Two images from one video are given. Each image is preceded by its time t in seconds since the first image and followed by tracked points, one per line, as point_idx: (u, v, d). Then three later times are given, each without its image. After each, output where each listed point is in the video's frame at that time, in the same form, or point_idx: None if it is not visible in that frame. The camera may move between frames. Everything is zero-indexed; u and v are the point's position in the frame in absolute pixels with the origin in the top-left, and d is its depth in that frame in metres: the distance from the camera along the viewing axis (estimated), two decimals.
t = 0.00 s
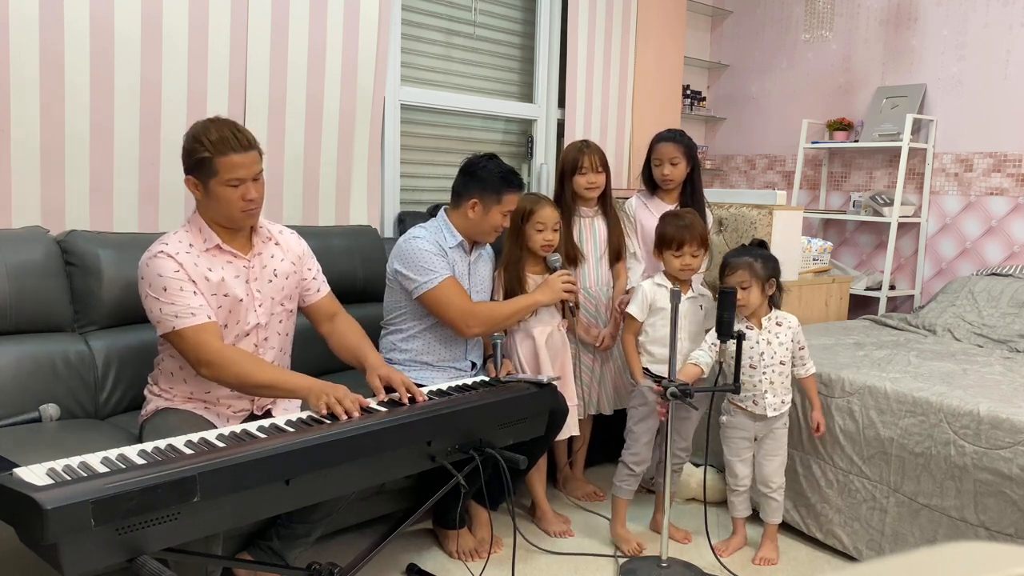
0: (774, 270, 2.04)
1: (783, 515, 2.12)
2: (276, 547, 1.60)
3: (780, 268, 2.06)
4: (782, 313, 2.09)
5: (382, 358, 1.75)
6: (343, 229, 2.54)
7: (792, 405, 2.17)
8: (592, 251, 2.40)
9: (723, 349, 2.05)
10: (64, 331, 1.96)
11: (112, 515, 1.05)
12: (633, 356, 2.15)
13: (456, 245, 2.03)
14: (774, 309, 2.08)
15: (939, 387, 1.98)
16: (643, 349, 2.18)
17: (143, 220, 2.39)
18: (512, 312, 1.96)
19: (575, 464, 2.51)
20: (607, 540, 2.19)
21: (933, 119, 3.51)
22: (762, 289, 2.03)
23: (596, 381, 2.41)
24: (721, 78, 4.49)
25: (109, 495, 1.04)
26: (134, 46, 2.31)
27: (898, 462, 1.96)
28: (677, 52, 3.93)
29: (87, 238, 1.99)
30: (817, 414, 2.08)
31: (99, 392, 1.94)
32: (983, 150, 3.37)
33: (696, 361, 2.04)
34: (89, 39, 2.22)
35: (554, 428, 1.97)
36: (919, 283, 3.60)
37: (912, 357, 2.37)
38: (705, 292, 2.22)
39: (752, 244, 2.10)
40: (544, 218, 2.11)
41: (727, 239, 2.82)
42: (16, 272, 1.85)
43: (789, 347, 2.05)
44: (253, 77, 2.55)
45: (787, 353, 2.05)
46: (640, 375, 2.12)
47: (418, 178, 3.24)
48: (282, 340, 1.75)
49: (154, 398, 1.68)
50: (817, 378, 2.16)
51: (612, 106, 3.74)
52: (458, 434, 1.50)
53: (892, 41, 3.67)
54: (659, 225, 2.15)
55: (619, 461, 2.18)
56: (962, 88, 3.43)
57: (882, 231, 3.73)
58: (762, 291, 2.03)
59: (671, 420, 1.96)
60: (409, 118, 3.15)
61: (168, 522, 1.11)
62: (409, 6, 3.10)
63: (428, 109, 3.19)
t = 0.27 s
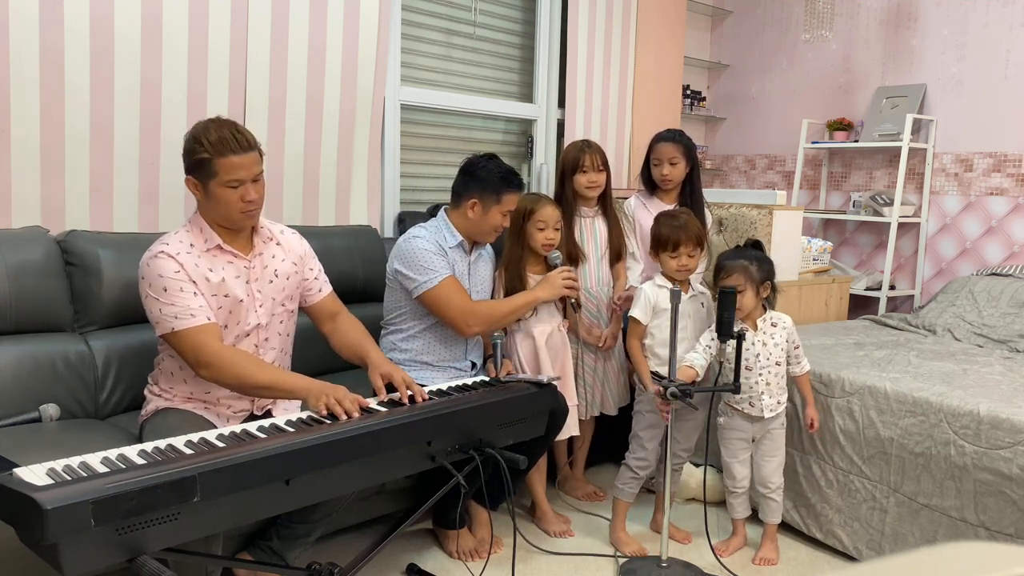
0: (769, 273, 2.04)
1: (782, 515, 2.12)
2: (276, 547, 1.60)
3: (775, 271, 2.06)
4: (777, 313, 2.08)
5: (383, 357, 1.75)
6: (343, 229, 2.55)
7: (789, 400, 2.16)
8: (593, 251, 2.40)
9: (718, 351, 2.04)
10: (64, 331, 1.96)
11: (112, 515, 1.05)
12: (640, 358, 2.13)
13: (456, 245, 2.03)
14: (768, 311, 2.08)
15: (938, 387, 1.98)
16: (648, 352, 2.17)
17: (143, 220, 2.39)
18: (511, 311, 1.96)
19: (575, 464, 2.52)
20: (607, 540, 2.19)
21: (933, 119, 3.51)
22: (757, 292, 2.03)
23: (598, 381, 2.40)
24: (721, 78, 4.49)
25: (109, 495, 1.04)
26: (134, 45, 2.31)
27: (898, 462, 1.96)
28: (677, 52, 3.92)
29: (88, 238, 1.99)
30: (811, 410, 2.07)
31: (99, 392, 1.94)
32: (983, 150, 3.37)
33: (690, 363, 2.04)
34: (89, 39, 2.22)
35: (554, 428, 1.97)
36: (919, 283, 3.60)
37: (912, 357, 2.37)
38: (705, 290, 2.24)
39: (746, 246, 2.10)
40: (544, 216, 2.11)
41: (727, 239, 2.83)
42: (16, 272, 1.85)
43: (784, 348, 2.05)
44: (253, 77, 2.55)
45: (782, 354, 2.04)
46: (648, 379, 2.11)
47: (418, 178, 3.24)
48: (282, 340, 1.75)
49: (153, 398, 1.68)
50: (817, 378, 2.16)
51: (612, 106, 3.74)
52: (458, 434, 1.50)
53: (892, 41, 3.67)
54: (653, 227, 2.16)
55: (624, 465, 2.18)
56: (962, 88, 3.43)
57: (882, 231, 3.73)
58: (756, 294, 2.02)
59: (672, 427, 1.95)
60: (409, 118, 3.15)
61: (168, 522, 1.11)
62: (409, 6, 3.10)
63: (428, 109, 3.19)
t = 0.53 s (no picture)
0: (763, 277, 2.03)
1: (782, 514, 2.12)
2: (276, 547, 1.60)
3: (768, 275, 2.04)
4: (772, 315, 2.08)
5: (382, 360, 1.75)
6: (343, 229, 2.54)
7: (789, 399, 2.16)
8: (593, 251, 2.40)
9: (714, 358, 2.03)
10: (64, 331, 1.97)
11: (112, 516, 1.05)
12: (639, 359, 2.14)
13: (456, 245, 2.03)
14: (763, 313, 2.07)
15: (939, 387, 1.98)
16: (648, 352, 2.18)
17: (143, 220, 2.39)
18: (511, 310, 1.96)
19: (575, 464, 2.52)
20: (607, 540, 2.19)
21: (933, 119, 3.51)
22: (752, 295, 2.02)
23: (600, 383, 2.40)
24: (721, 79, 4.49)
25: (109, 495, 1.04)
26: (134, 46, 2.31)
27: (898, 462, 1.96)
28: (677, 52, 3.92)
29: (88, 238, 1.99)
30: (809, 408, 2.09)
31: (98, 391, 1.94)
32: (983, 150, 3.37)
33: (687, 369, 2.02)
34: (89, 40, 2.22)
35: (555, 428, 1.97)
36: (919, 283, 3.60)
37: (912, 357, 2.37)
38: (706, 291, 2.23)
39: (739, 250, 2.10)
40: (544, 216, 2.11)
41: (727, 239, 2.83)
42: (16, 272, 1.85)
43: (780, 351, 2.05)
44: (253, 77, 2.55)
45: (778, 356, 2.04)
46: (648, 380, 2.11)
47: (418, 178, 3.24)
48: (284, 341, 1.75)
49: (154, 397, 1.68)
50: (817, 378, 2.16)
51: (612, 106, 3.74)
52: (458, 434, 1.50)
53: (892, 41, 3.67)
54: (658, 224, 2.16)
55: (630, 465, 2.18)
56: (962, 88, 3.43)
57: (882, 231, 3.73)
58: (750, 298, 2.01)
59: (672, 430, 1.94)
60: (409, 118, 3.15)
61: (169, 522, 1.11)
62: (409, 6, 3.10)
63: (428, 109, 3.19)
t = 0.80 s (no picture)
0: (755, 280, 2.01)
1: (782, 514, 2.11)
2: (276, 546, 1.60)
3: (761, 278, 2.03)
4: (767, 316, 2.07)
5: (381, 357, 1.74)
6: (343, 229, 2.54)
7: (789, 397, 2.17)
8: (593, 251, 2.40)
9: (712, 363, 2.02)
10: (64, 331, 1.96)
11: (112, 516, 1.04)
12: (635, 360, 2.14)
13: (457, 244, 2.03)
14: (759, 316, 2.06)
15: (939, 387, 1.98)
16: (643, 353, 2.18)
17: (143, 221, 2.38)
18: (512, 309, 1.96)
19: (576, 464, 2.52)
20: (607, 540, 2.20)
21: (933, 119, 3.51)
22: (746, 300, 2.00)
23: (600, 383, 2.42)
24: (721, 79, 4.49)
25: (109, 495, 1.04)
26: (133, 47, 2.30)
27: (898, 462, 1.96)
28: (676, 52, 3.92)
29: (88, 238, 1.99)
30: (811, 406, 2.08)
31: (98, 391, 1.94)
32: (983, 150, 3.37)
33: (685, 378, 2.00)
34: (89, 41, 2.22)
35: (554, 427, 1.98)
36: (919, 283, 3.60)
37: (912, 357, 2.37)
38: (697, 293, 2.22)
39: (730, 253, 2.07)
40: (544, 214, 2.12)
41: (727, 238, 2.82)
42: (16, 272, 1.85)
43: (777, 352, 2.04)
44: (253, 77, 2.55)
45: (774, 358, 2.03)
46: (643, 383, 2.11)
47: (418, 178, 3.24)
48: (284, 342, 1.75)
49: (154, 397, 1.69)
50: (817, 378, 2.16)
51: (612, 106, 3.74)
52: (458, 434, 1.50)
53: (892, 41, 3.67)
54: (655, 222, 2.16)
55: (628, 467, 2.18)
56: (962, 88, 3.43)
57: (882, 231, 3.73)
58: (744, 302, 2.00)
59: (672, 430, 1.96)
60: (409, 118, 3.15)
61: (168, 522, 1.11)
62: (409, 6, 3.10)
63: (428, 109, 3.19)
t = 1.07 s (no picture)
0: (751, 281, 2.01)
1: (782, 514, 2.12)
2: (276, 546, 1.60)
3: (757, 278, 2.03)
4: (767, 316, 2.08)
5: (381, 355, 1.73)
6: (342, 229, 2.54)
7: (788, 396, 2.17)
8: (594, 251, 2.40)
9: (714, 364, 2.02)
10: (64, 331, 1.96)
11: (112, 516, 1.05)
12: (625, 364, 2.15)
13: (457, 244, 2.03)
14: (759, 316, 2.06)
15: (938, 387, 1.98)
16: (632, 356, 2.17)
17: (143, 221, 2.38)
18: (512, 310, 1.96)
19: (576, 464, 2.52)
20: (606, 540, 2.19)
21: (933, 119, 3.51)
22: (745, 302, 2.00)
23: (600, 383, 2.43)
24: (721, 79, 4.49)
25: (109, 495, 1.04)
26: (133, 46, 2.30)
27: (898, 462, 1.96)
28: (676, 52, 3.92)
29: (88, 238, 1.99)
30: (811, 402, 2.07)
31: (98, 391, 1.94)
32: (983, 150, 3.37)
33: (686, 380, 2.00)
34: (89, 41, 2.22)
35: (554, 427, 1.98)
36: (919, 283, 3.60)
37: (912, 357, 2.37)
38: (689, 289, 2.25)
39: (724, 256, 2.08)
40: (543, 214, 2.12)
41: (727, 238, 2.82)
42: (16, 272, 1.85)
43: (777, 352, 2.05)
44: (253, 77, 2.55)
45: (774, 358, 2.04)
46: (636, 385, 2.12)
47: (418, 178, 3.24)
48: (282, 342, 1.75)
49: (153, 397, 1.69)
50: (817, 378, 2.16)
51: (612, 106, 3.74)
52: (458, 434, 1.50)
53: (892, 41, 3.67)
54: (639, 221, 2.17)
55: (621, 470, 2.17)
56: (962, 88, 3.43)
57: (882, 231, 3.73)
58: (743, 303, 1.99)
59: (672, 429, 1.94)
60: (409, 118, 3.15)
61: (169, 522, 1.11)
62: (409, 6, 3.10)
63: (428, 109, 3.19)
